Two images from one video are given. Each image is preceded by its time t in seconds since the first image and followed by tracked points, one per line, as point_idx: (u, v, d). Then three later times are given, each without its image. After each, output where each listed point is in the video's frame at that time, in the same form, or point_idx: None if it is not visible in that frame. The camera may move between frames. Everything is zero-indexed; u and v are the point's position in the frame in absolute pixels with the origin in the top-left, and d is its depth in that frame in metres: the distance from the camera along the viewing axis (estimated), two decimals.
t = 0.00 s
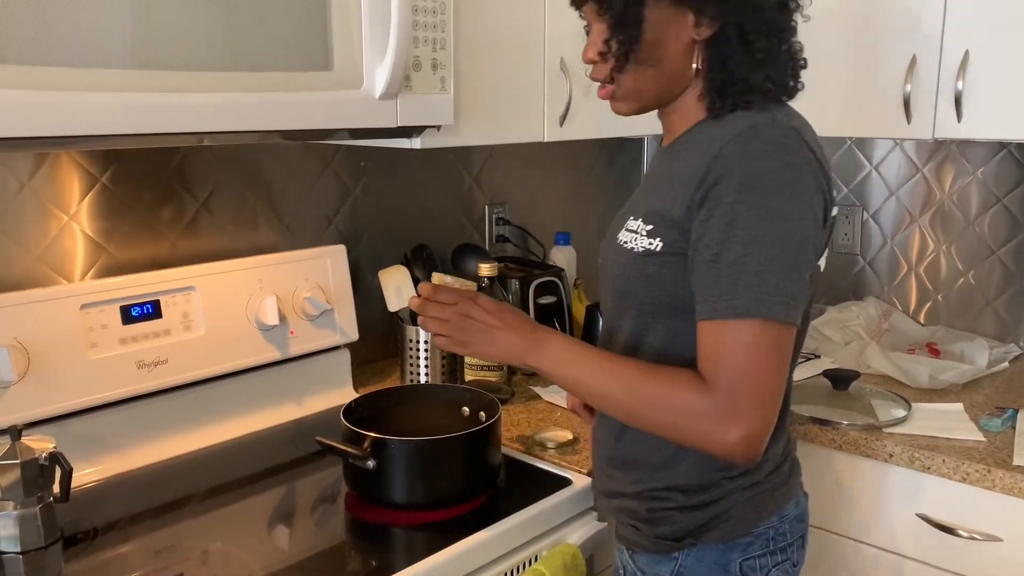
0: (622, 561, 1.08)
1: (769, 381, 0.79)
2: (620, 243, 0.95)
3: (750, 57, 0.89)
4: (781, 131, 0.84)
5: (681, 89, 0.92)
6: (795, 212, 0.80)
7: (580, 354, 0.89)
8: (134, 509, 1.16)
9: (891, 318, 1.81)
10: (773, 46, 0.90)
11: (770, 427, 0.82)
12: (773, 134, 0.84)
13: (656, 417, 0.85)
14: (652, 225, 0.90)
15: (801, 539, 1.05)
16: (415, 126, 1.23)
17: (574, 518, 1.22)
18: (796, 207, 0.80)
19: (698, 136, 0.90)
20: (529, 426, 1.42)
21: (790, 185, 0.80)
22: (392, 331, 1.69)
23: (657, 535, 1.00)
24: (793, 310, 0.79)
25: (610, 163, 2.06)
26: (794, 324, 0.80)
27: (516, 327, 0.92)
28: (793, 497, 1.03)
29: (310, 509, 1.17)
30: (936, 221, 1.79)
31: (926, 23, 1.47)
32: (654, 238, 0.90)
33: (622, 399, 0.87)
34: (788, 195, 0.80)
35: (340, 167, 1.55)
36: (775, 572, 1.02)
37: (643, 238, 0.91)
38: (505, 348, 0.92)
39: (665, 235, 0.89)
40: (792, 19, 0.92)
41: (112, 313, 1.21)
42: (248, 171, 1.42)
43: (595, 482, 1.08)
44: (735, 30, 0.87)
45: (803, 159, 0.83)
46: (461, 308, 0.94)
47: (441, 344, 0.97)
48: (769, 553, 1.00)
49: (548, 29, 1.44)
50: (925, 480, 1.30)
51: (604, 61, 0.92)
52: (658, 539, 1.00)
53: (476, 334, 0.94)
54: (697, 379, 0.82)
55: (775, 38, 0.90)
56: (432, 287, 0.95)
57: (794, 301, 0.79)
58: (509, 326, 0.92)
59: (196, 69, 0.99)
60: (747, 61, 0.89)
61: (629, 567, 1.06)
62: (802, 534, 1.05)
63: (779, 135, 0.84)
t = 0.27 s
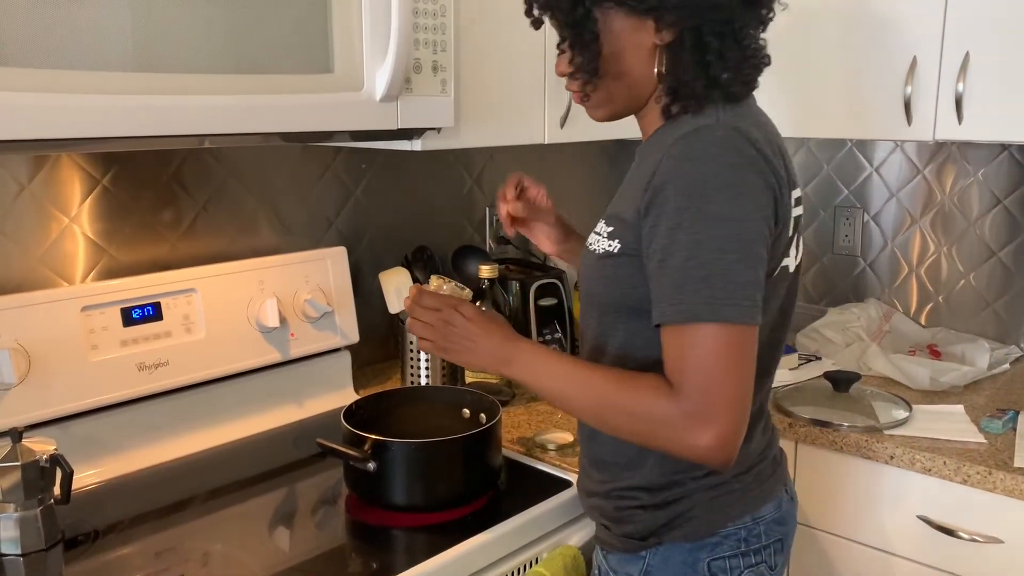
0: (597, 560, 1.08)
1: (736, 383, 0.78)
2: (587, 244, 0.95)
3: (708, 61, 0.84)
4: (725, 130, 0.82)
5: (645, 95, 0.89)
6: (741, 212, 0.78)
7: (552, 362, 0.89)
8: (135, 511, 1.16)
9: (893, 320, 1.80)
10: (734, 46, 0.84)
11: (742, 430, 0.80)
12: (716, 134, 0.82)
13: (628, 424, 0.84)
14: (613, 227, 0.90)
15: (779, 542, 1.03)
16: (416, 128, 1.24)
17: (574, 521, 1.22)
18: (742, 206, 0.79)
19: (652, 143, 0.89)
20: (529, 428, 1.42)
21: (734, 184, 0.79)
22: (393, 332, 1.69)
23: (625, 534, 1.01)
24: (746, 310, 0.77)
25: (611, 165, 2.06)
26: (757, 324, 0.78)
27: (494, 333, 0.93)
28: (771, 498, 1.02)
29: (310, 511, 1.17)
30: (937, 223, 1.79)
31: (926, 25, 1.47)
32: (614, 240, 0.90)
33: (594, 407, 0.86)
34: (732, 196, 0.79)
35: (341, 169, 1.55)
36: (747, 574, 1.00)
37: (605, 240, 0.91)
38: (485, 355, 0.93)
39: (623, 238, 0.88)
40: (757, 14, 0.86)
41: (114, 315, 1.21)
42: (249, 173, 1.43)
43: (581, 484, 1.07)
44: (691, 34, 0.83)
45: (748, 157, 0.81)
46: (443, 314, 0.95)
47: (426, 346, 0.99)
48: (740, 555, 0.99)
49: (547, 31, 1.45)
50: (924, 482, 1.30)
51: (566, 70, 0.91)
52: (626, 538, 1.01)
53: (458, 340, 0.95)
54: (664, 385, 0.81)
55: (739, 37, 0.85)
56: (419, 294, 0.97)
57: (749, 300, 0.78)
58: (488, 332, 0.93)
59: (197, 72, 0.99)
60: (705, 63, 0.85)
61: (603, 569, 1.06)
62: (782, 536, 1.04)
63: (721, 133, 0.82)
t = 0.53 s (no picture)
0: (597, 564, 1.08)
1: (722, 387, 0.78)
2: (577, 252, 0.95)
3: (684, 63, 0.84)
4: (710, 134, 0.82)
5: (626, 98, 0.89)
6: (727, 216, 0.78)
7: (540, 364, 0.89)
8: (135, 512, 1.16)
9: (893, 321, 1.80)
10: (710, 48, 0.84)
11: (728, 434, 0.80)
12: (701, 138, 0.82)
13: (615, 428, 0.84)
14: (604, 234, 0.90)
15: (779, 541, 1.03)
16: (416, 130, 1.24)
17: (574, 521, 1.22)
18: (728, 210, 0.79)
19: (637, 150, 0.89)
20: (530, 429, 1.42)
21: (719, 189, 0.79)
22: (393, 333, 1.69)
23: (626, 539, 1.00)
24: (732, 314, 0.77)
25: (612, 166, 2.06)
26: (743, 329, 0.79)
27: (484, 333, 0.93)
28: (770, 498, 1.02)
29: (311, 512, 1.17)
30: (936, 224, 1.79)
31: (926, 27, 1.47)
32: (604, 248, 0.90)
33: (581, 410, 0.86)
34: (718, 200, 0.79)
35: (341, 170, 1.55)
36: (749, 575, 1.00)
37: (595, 247, 0.91)
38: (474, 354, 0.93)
39: (613, 245, 0.89)
40: (735, 13, 0.85)
41: (114, 316, 1.22)
42: (249, 174, 1.43)
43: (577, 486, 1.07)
44: (667, 37, 0.83)
45: (733, 161, 0.81)
46: (433, 309, 0.96)
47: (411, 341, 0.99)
48: (742, 556, 0.99)
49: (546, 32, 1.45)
50: (924, 482, 1.30)
51: (545, 77, 0.91)
52: (627, 542, 1.00)
53: (447, 336, 0.95)
54: (651, 389, 0.81)
55: (716, 38, 0.84)
56: (412, 284, 0.98)
57: (735, 305, 0.78)
58: (478, 332, 0.93)
59: (197, 73, 1.00)
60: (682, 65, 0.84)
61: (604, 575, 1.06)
62: (783, 535, 1.04)
63: (706, 138, 0.82)
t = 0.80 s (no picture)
0: (599, 566, 1.07)
1: (726, 394, 0.78)
2: (576, 257, 0.95)
3: (681, 66, 0.84)
4: (711, 138, 0.82)
5: (622, 102, 0.89)
6: (728, 221, 0.78)
7: (541, 371, 0.89)
8: (137, 512, 1.16)
9: (894, 321, 1.80)
10: (706, 49, 0.84)
11: (732, 441, 0.80)
12: (702, 142, 0.82)
13: (618, 435, 0.84)
14: (603, 240, 0.90)
15: (782, 541, 1.04)
16: (418, 130, 1.24)
17: (575, 521, 1.22)
18: (730, 216, 0.78)
19: (634, 153, 0.89)
20: (531, 429, 1.42)
21: (721, 195, 0.79)
22: (394, 334, 1.69)
23: (629, 540, 0.99)
24: (735, 320, 0.77)
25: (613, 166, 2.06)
26: (746, 335, 0.79)
27: (481, 339, 0.93)
28: (772, 498, 1.02)
29: (312, 512, 1.17)
30: (938, 224, 1.79)
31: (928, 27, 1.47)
32: (603, 253, 0.90)
33: (584, 417, 0.86)
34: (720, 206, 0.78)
35: (342, 170, 1.55)
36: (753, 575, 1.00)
37: (594, 253, 0.91)
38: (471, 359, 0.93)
39: (613, 250, 0.89)
40: (728, 13, 0.86)
41: (116, 316, 1.22)
42: (249, 174, 1.43)
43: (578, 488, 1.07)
44: (662, 40, 0.83)
45: (734, 166, 0.80)
46: (431, 315, 0.96)
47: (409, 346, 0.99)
48: (744, 557, 0.99)
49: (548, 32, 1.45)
50: (925, 483, 1.30)
51: (539, 83, 0.91)
52: (629, 544, 1.00)
53: (444, 341, 0.95)
54: (655, 396, 0.81)
55: (710, 39, 0.84)
56: (408, 291, 0.98)
57: (738, 311, 0.78)
58: (475, 337, 0.93)
59: (198, 73, 0.99)
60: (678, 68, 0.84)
61: None
62: (785, 536, 1.04)
63: (707, 142, 0.82)
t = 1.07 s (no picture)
0: (602, 568, 1.07)
1: (728, 397, 0.78)
2: (578, 258, 0.95)
3: (683, 66, 0.84)
4: (714, 139, 0.82)
5: (623, 102, 0.89)
6: (732, 223, 0.78)
7: (543, 372, 0.89)
8: (138, 510, 1.16)
9: (896, 320, 1.80)
10: (708, 49, 0.84)
11: (735, 444, 0.80)
12: (705, 143, 0.81)
13: (620, 437, 0.84)
14: (605, 241, 0.90)
15: (785, 542, 1.03)
16: (419, 129, 1.24)
17: (577, 521, 1.22)
18: (733, 218, 0.78)
19: (637, 154, 0.88)
20: (533, 429, 1.42)
21: (724, 197, 0.78)
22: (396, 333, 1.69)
23: (632, 541, 0.99)
24: (738, 323, 0.77)
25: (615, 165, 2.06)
26: (749, 337, 0.78)
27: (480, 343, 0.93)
28: (775, 498, 1.02)
29: (313, 511, 1.17)
30: (940, 224, 1.79)
31: (930, 27, 1.46)
32: (606, 254, 0.89)
33: (586, 418, 0.86)
34: (723, 208, 0.78)
35: (343, 170, 1.55)
36: None
37: (597, 254, 0.91)
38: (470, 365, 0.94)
39: (615, 251, 0.88)
40: (730, 11, 0.85)
41: (117, 315, 1.22)
42: (251, 174, 1.43)
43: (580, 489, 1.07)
44: (664, 39, 0.83)
45: (738, 167, 0.80)
46: (430, 324, 0.96)
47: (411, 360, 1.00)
48: (747, 557, 0.99)
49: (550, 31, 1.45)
50: (927, 483, 1.30)
51: (540, 83, 0.91)
52: (632, 545, 1.00)
53: (444, 348, 0.96)
54: (657, 398, 0.81)
55: (712, 39, 0.84)
56: (408, 303, 0.99)
57: (741, 314, 0.77)
58: (474, 342, 0.93)
59: (199, 72, 0.99)
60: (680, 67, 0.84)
61: None
62: (788, 537, 1.04)
63: (710, 144, 0.81)
